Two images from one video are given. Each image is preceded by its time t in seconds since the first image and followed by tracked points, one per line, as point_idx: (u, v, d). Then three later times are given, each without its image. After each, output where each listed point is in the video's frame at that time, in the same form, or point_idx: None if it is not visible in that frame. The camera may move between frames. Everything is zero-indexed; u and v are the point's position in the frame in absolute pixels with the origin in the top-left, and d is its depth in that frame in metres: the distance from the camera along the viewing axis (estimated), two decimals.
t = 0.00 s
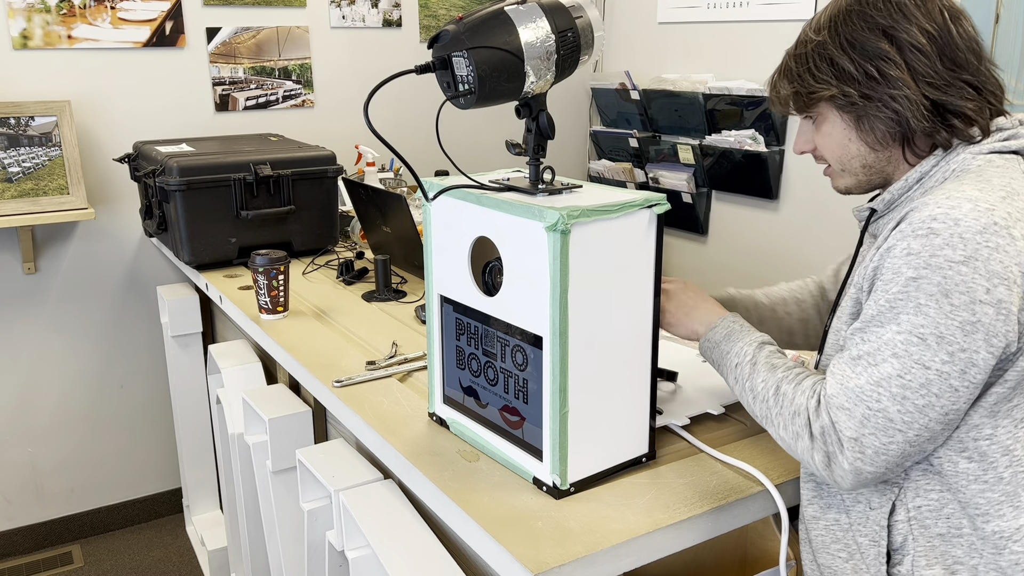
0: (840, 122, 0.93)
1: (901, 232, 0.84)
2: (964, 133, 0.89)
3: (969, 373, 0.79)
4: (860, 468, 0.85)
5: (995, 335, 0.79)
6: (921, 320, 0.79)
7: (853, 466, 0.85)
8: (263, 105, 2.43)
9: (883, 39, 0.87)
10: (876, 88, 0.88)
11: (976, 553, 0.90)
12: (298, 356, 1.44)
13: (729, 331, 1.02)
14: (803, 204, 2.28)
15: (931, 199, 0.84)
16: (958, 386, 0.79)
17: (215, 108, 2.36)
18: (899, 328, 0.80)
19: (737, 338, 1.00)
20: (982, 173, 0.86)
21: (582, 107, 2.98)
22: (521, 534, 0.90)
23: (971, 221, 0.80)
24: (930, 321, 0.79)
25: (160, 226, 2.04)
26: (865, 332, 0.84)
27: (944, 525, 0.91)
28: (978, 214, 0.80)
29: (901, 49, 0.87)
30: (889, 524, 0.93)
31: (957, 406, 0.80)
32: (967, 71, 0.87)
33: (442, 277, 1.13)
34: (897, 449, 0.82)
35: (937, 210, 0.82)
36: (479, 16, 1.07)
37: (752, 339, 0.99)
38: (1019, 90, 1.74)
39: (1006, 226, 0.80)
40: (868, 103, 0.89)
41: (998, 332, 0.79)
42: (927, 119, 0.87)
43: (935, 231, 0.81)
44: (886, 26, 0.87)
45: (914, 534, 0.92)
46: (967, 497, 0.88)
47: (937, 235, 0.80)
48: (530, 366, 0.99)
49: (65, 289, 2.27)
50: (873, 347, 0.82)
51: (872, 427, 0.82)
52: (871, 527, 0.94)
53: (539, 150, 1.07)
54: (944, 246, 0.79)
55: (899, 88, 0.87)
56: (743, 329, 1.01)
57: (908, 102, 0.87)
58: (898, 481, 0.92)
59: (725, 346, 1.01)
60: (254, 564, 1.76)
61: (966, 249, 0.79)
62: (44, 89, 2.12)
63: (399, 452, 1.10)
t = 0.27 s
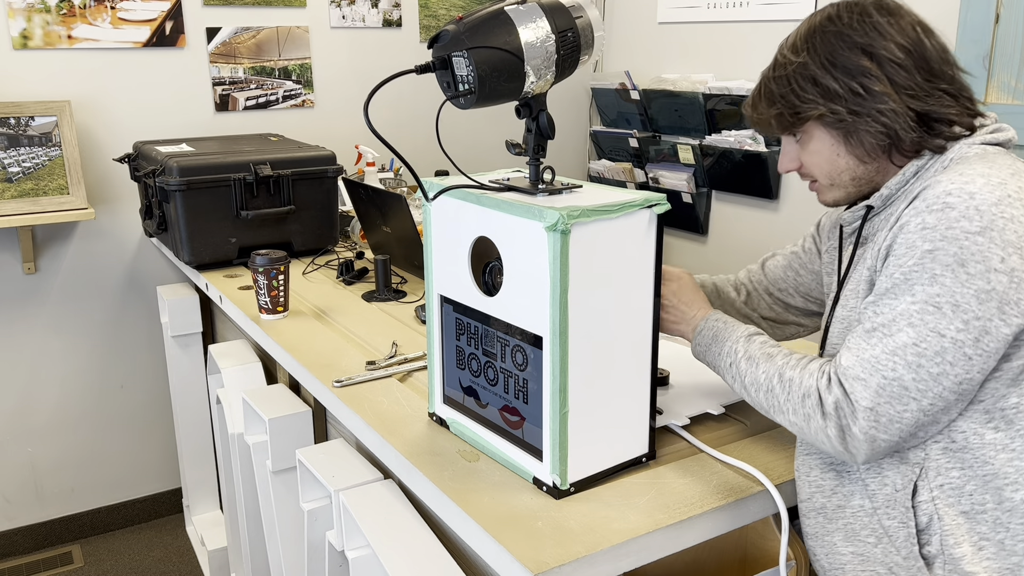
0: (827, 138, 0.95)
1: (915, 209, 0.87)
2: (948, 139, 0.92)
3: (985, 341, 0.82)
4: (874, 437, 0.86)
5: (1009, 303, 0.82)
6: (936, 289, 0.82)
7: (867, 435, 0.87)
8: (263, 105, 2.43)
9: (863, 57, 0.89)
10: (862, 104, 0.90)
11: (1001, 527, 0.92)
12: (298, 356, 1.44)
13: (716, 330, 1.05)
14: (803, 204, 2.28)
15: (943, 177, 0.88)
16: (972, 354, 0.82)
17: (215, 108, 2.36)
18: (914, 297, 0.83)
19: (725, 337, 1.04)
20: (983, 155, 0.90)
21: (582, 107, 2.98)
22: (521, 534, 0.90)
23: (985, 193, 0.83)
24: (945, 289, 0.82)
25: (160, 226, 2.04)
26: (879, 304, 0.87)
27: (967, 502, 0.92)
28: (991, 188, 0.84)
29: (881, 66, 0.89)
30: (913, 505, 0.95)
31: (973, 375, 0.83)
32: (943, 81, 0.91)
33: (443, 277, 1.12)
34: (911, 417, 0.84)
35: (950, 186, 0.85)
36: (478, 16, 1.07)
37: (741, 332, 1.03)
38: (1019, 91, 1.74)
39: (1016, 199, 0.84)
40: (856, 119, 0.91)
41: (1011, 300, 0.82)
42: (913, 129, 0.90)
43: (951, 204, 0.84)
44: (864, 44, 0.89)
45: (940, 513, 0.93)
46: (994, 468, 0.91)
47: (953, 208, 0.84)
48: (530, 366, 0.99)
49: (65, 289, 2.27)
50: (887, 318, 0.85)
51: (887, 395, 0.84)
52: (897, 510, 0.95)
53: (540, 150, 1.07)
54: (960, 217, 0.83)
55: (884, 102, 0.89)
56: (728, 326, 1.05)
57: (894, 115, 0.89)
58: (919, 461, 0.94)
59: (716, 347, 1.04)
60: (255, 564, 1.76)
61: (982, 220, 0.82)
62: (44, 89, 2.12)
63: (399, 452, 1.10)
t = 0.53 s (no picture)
0: (813, 155, 1.00)
1: (907, 195, 0.92)
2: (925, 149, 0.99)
3: (979, 315, 0.86)
4: (872, 414, 0.90)
5: (1003, 278, 0.86)
6: (929, 268, 0.87)
7: (867, 412, 0.90)
8: (263, 105, 2.43)
9: (843, 77, 0.95)
10: (845, 121, 0.96)
11: (1017, 504, 0.94)
12: (298, 356, 1.44)
13: (704, 318, 1.07)
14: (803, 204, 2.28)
15: (934, 163, 0.92)
16: (966, 329, 0.86)
17: (215, 108, 2.36)
18: (908, 277, 0.88)
19: (713, 324, 1.06)
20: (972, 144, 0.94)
21: (582, 107, 2.98)
22: (521, 534, 0.90)
23: (974, 174, 0.88)
24: (938, 267, 0.86)
25: (160, 226, 2.04)
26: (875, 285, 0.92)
27: (980, 482, 0.95)
28: (980, 169, 0.88)
29: (860, 84, 0.95)
30: (928, 489, 0.97)
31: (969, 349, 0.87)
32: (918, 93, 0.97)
33: (443, 277, 1.12)
34: (907, 393, 0.88)
35: (940, 171, 0.90)
36: (478, 16, 1.07)
37: (730, 320, 1.05)
38: (1019, 91, 1.73)
39: (1004, 179, 0.88)
40: (839, 135, 0.97)
41: (1003, 275, 0.86)
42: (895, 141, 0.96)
43: (940, 187, 0.89)
44: (842, 65, 0.95)
45: (954, 494, 0.95)
46: (1004, 445, 0.94)
47: (943, 190, 0.88)
48: (529, 365, 1.00)
49: (65, 288, 2.27)
50: (884, 298, 0.89)
51: (884, 371, 0.88)
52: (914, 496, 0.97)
53: (540, 150, 1.07)
54: (950, 199, 0.87)
55: (866, 118, 0.95)
56: (715, 315, 1.07)
57: (876, 129, 0.95)
58: (929, 443, 0.96)
59: (704, 335, 1.06)
60: (255, 564, 1.76)
61: (972, 199, 0.87)
62: (44, 89, 2.12)
63: (399, 452, 1.10)
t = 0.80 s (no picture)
0: (808, 167, 1.01)
1: (898, 196, 0.93)
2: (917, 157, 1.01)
3: (970, 313, 0.87)
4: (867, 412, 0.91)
5: (992, 277, 0.87)
6: (920, 268, 0.88)
7: (862, 411, 0.92)
8: (263, 105, 2.43)
9: (834, 90, 0.97)
10: (838, 132, 0.97)
11: (1018, 499, 0.95)
12: (298, 356, 1.44)
13: (698, 312, 1.08)
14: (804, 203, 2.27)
15: (924, 164, 0.93)
16: (957, 328, 0.87)
17: (215, 108, 2.35)
18: (900, 277, 0.89)
19: (708, 319, 1.06)
20: (962, 144, 0.96)
21: (582, 107, 2.98)
22: (521, 534, 0.90)
23: (961, 175, 0.89)
24: (929, 266, 0.87)
25: (160, 226, 2.04)
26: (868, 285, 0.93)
27: (982, 478, 0.95)
28: (967, 169, 0.90)
29: (850, 95, 0.97)
30: (929, 486, 0.97)
31: (960, 346, 0.88)
32: (908, 103, 0.99)
33: (443, 277, 1.12)
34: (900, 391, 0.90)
35: (928, 172, 0.91)
36: (478, 15, 1.07)
37: (725, 315, 1.06)
38: (1019, 91, 1.72)
39: (991, 179, 0.89)
40: (832, 147, 0.98)
41: (993, 273, 0.87)
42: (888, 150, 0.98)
43: (929, 188, 0.90)
44: (832, 78, 0.97)
45: (955, 491, 0.96)
46: (1003, 440, 0.94)
47: (931, 191, 0.90)
48: (529, 365, 0.99)
49: (64, 288, 2.26)
50: (877, 299, 0.90)
51: (877, 369, 0.90)
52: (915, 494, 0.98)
53: (540, 150, 1.07)
54: (938, 199, 0.89)
55: (859, 128, 0.96)
56: (710, 309, 1.08)
57: (869, 139, 0.97)
58: (930, 441, 0.97)
59: (699, 331, 1.07)
60: (254, 564, 1.75)
61: (961, 199, 0.88)
62: (44, 89, 2.12)
63: (399, 452, 1.09)
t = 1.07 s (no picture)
0: (798, 168, 1.01)
1: (892, 200, 0.93)
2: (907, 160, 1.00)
3: (964, 314, 0.87)
4: (863, 414, 0.91)
5: (986, 277, 0.87)
6: (915, 270, 0.88)
7: (857, 413, 0.91)
8: (263, 105, 2.43)
9: (824, 92, 0.97)
10: (828, 135, 0.97)
11: (1016, 500, 0.95)
12: (298, 356, 1.44)
13: (692, 319, 1.09)
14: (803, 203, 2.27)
15: (917, 167, 0.93)
16: (952, 328, 0.87)
17: (215, 108, 2.35)
18: (894, 279, 0.89)
19: (703, 325, 1.07)
20: (953, 147, 0.96)
21: (582, 107, 2.98)
22: (521, 534, 0.90)
23: (953, 177, 0.90)
24: (923, 268, 0.87)
25: (160, 226, 2.04)
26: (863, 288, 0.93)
27: (980, 480, 0.95)
28: (958, 172, 0.90)
29: (841, 98, 0.97)
30: (927, 489, 0.97)
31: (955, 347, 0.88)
32: (899, 107, 0.99)
33: (442, 277, 1.12)
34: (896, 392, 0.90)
35: (920, 175, 0.92)
36: (478, 15, 1.07)
37: (720, 320, 1.06)
38: (1019, 91, 1.72)
39: (982, 180, 0.89)
40: (822, 148, 0.98)
41: (987, 273, 0.87)
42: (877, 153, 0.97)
43: (922, 191, 0.90)
44: (823, 80, 0.97)
45: (953, 493, 0.96)
46: (1001, 441, 0.94)
47: (924, 193, 0.90)
48: (529, 365, 0.99)
49: (64, 288, 2.26)
50: (872, 301, 0.90)
51: (872, 370, 0.90)
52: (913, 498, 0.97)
53: (540, 150, 1.07)
54: (931, 201, 0.89)
55: (848, 131, 0.96)
56: (705, 314, 1.08)
57: (858, 142, 0.97)
58: (928, 443, 0.97)
59: (694, 337, 1.08)
60: (254, 564, 1.75)
61: (953, 201, 0.88)
62: (44, 89, 2.12)
63: (399, 452, 1.09)
